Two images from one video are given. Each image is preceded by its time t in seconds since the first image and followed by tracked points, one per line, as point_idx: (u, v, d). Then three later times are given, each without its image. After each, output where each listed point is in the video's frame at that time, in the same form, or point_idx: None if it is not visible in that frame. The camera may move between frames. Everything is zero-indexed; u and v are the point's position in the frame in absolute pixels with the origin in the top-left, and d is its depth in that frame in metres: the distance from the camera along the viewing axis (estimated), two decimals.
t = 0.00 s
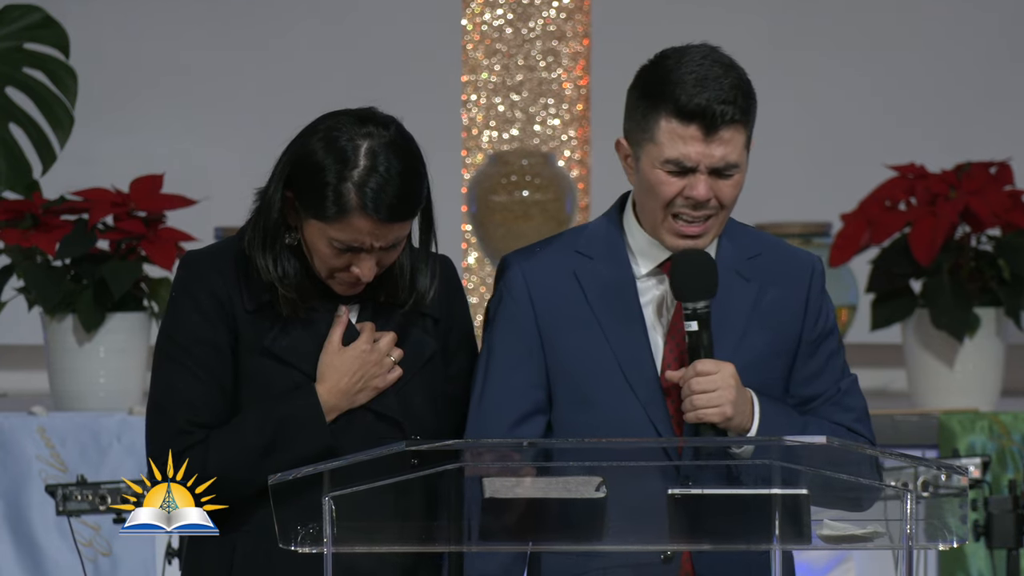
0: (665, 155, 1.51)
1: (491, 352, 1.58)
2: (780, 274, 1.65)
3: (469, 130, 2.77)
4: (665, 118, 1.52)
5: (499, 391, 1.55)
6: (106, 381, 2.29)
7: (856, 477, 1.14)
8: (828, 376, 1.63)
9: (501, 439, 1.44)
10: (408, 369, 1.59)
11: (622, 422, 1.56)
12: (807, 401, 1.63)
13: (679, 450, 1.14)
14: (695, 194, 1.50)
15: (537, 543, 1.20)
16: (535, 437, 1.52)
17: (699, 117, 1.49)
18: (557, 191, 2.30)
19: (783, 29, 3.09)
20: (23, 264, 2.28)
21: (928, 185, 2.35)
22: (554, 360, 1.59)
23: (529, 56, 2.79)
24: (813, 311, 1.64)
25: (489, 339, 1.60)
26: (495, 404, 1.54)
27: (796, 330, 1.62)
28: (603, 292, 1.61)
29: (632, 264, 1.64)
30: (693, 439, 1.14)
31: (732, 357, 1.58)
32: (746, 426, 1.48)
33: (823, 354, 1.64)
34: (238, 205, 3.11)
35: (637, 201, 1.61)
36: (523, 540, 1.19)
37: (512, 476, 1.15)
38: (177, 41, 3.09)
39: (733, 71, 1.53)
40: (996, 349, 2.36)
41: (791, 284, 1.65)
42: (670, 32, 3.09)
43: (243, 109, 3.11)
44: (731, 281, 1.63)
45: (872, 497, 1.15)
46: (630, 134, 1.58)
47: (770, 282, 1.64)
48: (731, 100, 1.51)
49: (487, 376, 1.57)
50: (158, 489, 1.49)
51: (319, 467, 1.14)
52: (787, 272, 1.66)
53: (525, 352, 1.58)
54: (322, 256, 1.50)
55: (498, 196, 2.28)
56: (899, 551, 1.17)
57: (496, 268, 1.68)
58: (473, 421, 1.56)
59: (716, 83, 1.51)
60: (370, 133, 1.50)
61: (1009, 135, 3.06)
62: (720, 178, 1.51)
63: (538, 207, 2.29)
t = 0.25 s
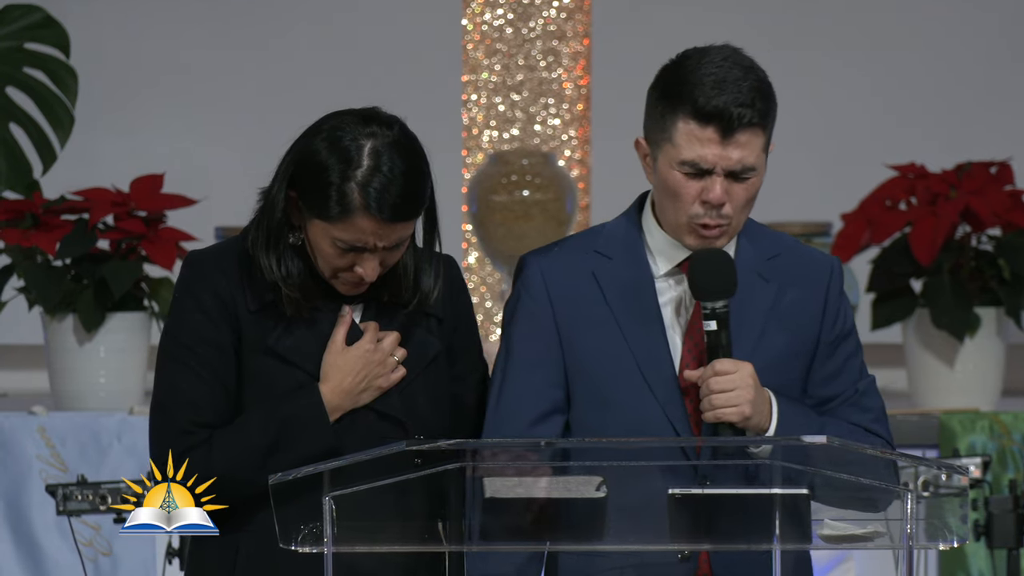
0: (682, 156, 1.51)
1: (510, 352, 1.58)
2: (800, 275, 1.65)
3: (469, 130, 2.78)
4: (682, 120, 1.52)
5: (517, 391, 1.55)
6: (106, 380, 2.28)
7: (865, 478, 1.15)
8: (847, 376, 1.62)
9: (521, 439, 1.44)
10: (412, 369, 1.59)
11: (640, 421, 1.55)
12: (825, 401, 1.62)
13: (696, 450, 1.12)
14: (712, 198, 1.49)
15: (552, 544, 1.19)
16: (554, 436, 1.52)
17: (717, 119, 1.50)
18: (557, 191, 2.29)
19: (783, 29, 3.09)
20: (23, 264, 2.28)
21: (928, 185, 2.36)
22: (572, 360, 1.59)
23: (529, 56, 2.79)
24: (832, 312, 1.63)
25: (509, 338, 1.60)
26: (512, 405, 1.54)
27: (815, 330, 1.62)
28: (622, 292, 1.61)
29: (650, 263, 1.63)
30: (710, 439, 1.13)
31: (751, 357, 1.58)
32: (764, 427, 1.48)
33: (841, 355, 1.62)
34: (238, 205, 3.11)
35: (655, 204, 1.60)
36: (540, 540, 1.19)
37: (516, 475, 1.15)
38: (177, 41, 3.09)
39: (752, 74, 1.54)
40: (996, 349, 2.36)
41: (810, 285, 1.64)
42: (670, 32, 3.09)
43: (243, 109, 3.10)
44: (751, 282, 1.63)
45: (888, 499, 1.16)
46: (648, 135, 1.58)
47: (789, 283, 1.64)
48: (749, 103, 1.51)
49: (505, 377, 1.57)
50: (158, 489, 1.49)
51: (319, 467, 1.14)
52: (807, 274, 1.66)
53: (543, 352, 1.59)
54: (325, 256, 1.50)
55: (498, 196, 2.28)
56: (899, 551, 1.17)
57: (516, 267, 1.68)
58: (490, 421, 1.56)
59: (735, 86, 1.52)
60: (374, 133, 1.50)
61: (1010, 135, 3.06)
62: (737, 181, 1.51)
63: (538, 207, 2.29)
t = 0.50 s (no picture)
0: (699, 156, 1.51)
1: (526, 353, 1.58)
2: (817, 276, 1.65)
3: (469, 130, 2.79)
4: (699, 120, 1.52)
5: (532, 392, 1.55)
6: (106, 380, 2.29)
7: (867, 479, 1.15)
8: (864, 377, 1.61)
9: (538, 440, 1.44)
10: (414, 370, 1.59)
11: (656, 423, 1.55)
12: (842, 403, 1.61)
13: (712, 451, 1.12)
14: (729, 197, 1.50)
15: (561, 542, 1.19)
16: (570, 437, 1.51)
17: (734, 118, 1.49)
18: (557, 191, 2.30)
19: (783, 29, 3.09)
20: (24, 264, 2.28)
21: (928, 185, 2.36)
22: (589, 360, 1.59)
23: (529, 57, 2.77)
24: (848, 313, 1.63)
25: (526, 338, 1.60)
26: (528, 406, 1.54)
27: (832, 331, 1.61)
28: (641, 293, 1.61)
29: (668, 264, 1.64)
30: (727, 438, 1.12)
31: (766, 358, 1.58)
32: (780, 428, 1.47)
33: (858, 356, 1.62)
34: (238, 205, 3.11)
35: (674, 202, 1.60)
36: (554, 539, 1.19)
37: (512, 475, 1.16)
38: (178, 41, 3.09)
39: (770, 73, 1.54)
40: (996, 349, 2.36)
41: (828, 286, 1.64)
42: (670, 32, 3.09)
43: (243, 109, 3.10)
44: (768, 283, 1.62)
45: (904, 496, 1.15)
46: (666, 134, 1.58)
47: (807, 284, 1.64)
48: (767, 102, 1.51)
49: (520, 379, 1.57)
50: (158, 489, 1.49)
51: (319, 467, 1.14)
52: (825, 275, 1.65)
53: (560, 353, 1.59)
54: (327, 257, 1.50)
55: (498, 196, 2.28)
56: (899, 551, 1.17)
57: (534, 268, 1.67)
58: (506, 422, 1.56)
59: (753, 85, 1.51)
60: (376, 134, 1.50)
61: (1010, 135, 3.06)
62: (754, 180, 1.51)
63: (538, 207, 2.29)
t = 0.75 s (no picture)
0: (704, 164, 1.51)
1: (533, 353, 1.58)
2: (825, 278, 1.65)
3: (469, 130, 2.82)
4: (705, 127, 1.52)
5: (539, 393, 1.55)
6: (106, 380, 2.29)
7: (866, 479, 1.15)
8: (871, 379, 1.61)
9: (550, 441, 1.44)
10: (415, 370, 1.59)
11: (662, 423, 1.55)
12: (849, 404, 1.61)
13: (717, 450, 1.13)
14: (732, 205, 1.50)
15: (574, 542, 1.18)
16: (576, 437, 1.51)
17: (739, 128, 1.49)
18: (557, 192, 2.30)
19: (783, 29, 3.09)
20: (24, 265, 2.28)
21: (928, 185, 2.36)
22: (596, 360, 1.59)
23: (529, 56, 2.77)
24: (855, 315, 1.63)
25: (533, 338, 1.60)
26: (535, 407, 1.54)
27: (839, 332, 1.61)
28: (646, 292, 1.61)
29: (676, 267, 1.63)
30: (733, 437, 1.14)
31: (773, 359, 1.58)
32: (785, 428, 1.47)
33: (864, 358, 1.62)
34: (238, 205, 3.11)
35: (679, 206, 1.60)
36: (562, 540, 1.18)
37: (513, 475, 1.16)
38: (177, 41, 3.09)
39: (778, 80, 1.53)
40: (996, 349, 2.36)
41: (836, 287, 1.64)
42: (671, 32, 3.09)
43: (243, 109, 3.10)
44: (775, 284, 1.62)
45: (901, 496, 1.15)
46: (672, 138, 1.58)
47: (814, 285, 1.64)
48: (772, 111, 1.50)
49: (528, 378, 1.57)
50: (158, 489, 1.49)
51: (319, 467, 1.14)
52: (832, 277, 1.65)
53: (567, 353, 1.59)
54: (328, 258, 1.50)
55: (498, 197, 2.28)
56: (899, 551, 1.17)
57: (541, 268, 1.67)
58: (512, 423, 1.56)
59: (759, 94, 1.51)
60: (378, 135, 1.50)
61: (1010, 134, 3.06)
62: (759, 189, 1.51)
63: (538, 208, 2.29)
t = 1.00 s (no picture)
0: (704, 161, 1.51)
1: (530, 351, 1.58)
2: (822, 278, 1.65)
3: (469, 130, 2.80)
4: (704, 124, 1.52)
5: (536, 392, 1.55)
6: (106, 380, 2.29)
7: (866, 478, 1.14)
8: (868, 379, 1.61)
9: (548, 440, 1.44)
10: (414, 370, 1.59)
11: (659, 424, 1.55)
12: (845, 404, 1.61)
13: (713, 451, 1.12)
14: (733, 202, 1.50)
15: (574, 543, 1.19)
16: (573, 437, 1.52)
17: (738, 124, 1.49)
18: (557, 192, 2.30)
19: (783, 29, 3.09)
20: (24, 264, 2.28)
21: (929, 185, 2.36)
22: (593, 361, 1.59)
23: (530, 57, 2.77)
24: (853, 316, 1.62)
25: (531, 338, 1.60)
26: (532, 406, 1.54)
27: (836, 332, 1.61)
28: (642, 292, 1.61)
29: (672, 265, 1.64)
30: (728, 438, 1.13)
31: (769, 359, 1.58)
32: (781, 429, 1.47)
33: (862, 358, 1.62)
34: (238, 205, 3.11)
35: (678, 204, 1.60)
36: (563, 539, 1.19)
37: (512, 475, 1.16)
38: (177, 41, 3.09)
39: (774, 77, 1.54)
40: (996, 349, 2.36)
41: (832, 287, 1.64)
42: (671, 32, 3.09)
43: (243, 109, 3.10)
44: (772, 284, 1.62)
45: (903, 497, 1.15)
46: (670, 137, 1.58)
47: (811, 285, 1.64)
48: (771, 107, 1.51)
49: (526, 376, 1.57)
50: (158, 489, 1.47)
51: (319, 467, 1.14)
52: (829, 277, 1.65)
53: (564, 353, 1.58)
54: (328, 258, 1.50)
55: (498, 197, 2.28)
56: (899, 551, 1.17)
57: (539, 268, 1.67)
58: (509, 422, 1.56)
59: (757, 90, 1.51)
60: (378, 135, 1.50)
61: (1009, 135, 3.06)
62: (758, 185, 1.50)
63: (538, 207, 2.29)
